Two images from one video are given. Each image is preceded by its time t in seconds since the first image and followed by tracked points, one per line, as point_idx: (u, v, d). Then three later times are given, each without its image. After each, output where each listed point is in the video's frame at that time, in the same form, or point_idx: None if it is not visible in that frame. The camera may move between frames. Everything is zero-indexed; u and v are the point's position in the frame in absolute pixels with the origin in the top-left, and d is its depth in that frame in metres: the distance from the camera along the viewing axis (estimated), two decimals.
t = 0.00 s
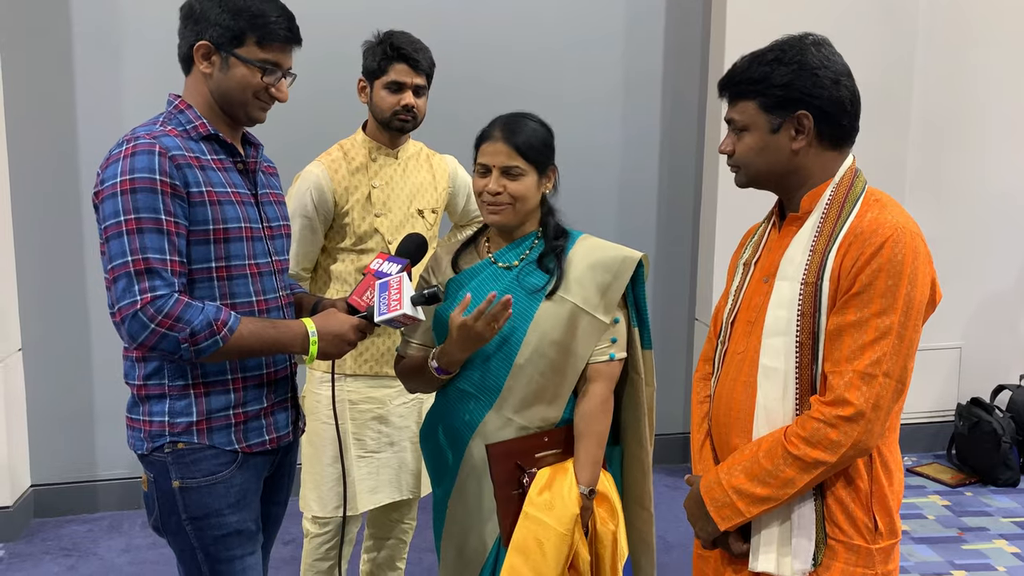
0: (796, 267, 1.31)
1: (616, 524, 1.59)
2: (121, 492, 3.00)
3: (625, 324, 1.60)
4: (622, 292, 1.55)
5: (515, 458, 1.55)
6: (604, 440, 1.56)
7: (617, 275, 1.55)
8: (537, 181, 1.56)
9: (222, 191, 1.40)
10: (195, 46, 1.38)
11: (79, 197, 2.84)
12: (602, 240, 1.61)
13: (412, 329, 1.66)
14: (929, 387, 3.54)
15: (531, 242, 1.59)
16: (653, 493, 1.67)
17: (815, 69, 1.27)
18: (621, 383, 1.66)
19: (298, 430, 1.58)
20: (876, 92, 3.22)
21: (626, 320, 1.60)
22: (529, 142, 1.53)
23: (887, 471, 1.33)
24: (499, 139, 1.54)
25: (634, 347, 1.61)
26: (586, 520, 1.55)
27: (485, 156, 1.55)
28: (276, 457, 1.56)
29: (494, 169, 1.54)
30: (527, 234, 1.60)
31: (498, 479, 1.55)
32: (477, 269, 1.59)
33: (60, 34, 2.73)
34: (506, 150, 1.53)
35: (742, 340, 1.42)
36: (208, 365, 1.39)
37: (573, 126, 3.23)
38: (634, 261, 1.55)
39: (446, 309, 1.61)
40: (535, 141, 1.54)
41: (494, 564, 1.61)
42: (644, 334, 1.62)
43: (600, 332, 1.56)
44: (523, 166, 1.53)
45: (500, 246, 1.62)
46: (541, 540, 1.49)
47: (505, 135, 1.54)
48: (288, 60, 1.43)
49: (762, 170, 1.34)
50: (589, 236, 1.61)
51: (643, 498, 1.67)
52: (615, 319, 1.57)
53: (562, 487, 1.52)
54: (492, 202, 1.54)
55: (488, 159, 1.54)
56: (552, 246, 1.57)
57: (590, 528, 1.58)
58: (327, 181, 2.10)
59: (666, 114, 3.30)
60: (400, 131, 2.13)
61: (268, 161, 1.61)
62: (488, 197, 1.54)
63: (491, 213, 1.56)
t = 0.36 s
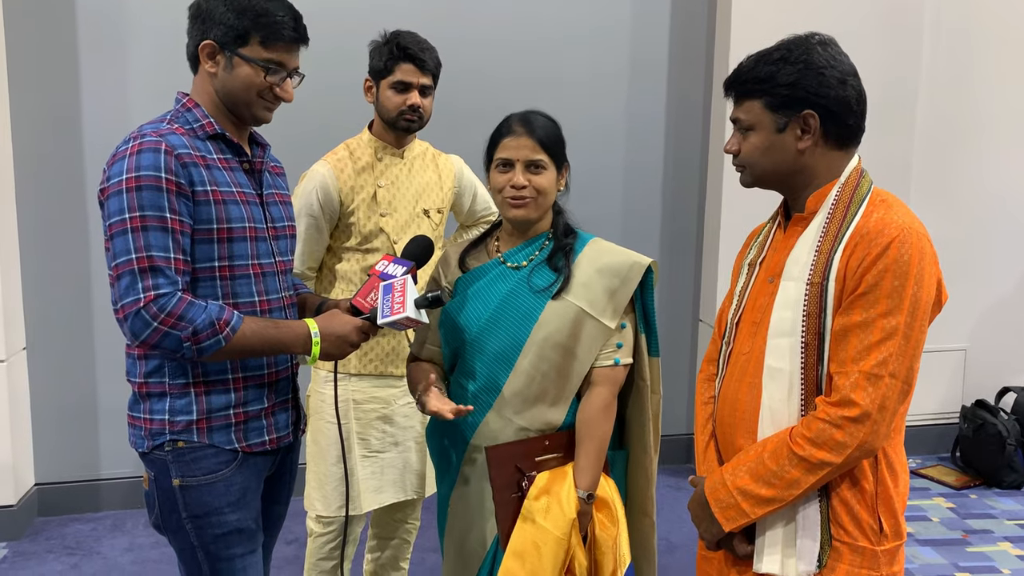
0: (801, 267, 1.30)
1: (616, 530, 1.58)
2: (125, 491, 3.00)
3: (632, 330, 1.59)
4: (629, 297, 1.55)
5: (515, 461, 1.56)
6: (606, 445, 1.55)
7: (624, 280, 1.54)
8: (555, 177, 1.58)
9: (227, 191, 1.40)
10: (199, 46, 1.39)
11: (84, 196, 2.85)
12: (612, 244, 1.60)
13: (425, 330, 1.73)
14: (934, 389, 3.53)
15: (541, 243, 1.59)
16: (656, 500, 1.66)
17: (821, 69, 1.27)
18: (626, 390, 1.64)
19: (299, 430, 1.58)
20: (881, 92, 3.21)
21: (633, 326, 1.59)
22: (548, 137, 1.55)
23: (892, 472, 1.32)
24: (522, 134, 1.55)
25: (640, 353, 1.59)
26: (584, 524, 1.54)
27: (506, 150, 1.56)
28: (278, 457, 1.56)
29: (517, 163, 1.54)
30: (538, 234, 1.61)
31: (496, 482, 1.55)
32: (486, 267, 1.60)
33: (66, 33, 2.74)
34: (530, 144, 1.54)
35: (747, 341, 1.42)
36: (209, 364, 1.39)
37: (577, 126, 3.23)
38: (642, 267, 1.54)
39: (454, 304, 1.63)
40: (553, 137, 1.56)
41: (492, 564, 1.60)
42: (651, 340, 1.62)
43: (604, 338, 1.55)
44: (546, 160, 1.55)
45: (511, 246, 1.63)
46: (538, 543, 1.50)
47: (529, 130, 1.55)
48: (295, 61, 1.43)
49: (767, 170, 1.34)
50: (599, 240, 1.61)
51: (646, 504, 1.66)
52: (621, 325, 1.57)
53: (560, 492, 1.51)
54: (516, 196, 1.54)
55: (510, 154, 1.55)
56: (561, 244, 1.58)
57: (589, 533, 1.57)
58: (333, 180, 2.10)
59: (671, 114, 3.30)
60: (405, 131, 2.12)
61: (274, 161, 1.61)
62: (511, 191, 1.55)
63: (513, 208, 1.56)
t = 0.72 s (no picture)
0: (805, 281, 1.31)
1: (622, 543, 1.56)
2: (127, 505, 3.00)
3: (638, 341, 1.59)
4: (634, 309, 1.55)
5: (520, 471, 1.54)
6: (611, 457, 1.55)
7: (630, 293, 1.54)
8: (564, 191, 1.59)
9: (230, 205, 1.41)
10: (194, 61, 1.41)
11: (88, 211, 2.86)
12: (618, 257, 1.61)
13: (432, 343, 1.73)
14: (937, 400, 3.52)
15: (548, 255, 1.60)
16: (665, 518, 1.65)
17: (824, 84, 1.28)
18: (634, 401, 1.65)
19: (302, 445, 1.59)
20: (882, 105, 3.22)
21: (639, 337, 1.59)
22: (556, 150, 1.57)
23: (896, 485, 1.32)
24: (530, 148, 1.56)
25: (647, 366, 1.60)
26: (588, 536, 1.54)
27: (515, 164, 1.57)
28: (281, 471, 1.56)
29: (525, 177, 1.55)
30: (546, 246, 1.61)
31: (499, 492, 1.54)
32: (493, 281, 1.61)
33: (73, 47, 2.76)
34: (540, 159, 1.55)
35: (750, 354, 1.42)
36: (213, 378, 1.39)
37: (579, 139, 3.25)
38: (647, 280, 1.54)
39: (459, 317, 1.64)
40: (561, 152, 1.58)
41: None
42: (658, 352, 1.61)
43: (609, 350, 1.55)
44: (554, 175, 1.56)
45: (517, 259, 1.63)
46: (541, 555, 1.48)
47: (538, 144, 1.57)
48: (287, 64, 1.44)
49: (770, 184, 1.35)
50: (605, 253, 1.61)
51: (653, 522, 1.65)
52: (626, 336, 1.57)
53: (565, 503, 1.51)
54: (524, 210, 1.56)
55: (519, 168, 1.56)
56: (567, 256, 1.59)
57: (593, 546, 1.57)
58: (337, 194, 2.11)
59: (673, 127, 3.32)
60: (410, 145, 2.14)
61: (278, 175, 1.62)
62: (519, 205, 1.56)
63: (521, 222, 1.57)
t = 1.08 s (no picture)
0: (805, 298, 1.31)
1: (626, 565, 1.55)
2: (126, 527, 2.98)
3: (642, 362, 1.60)
4: (638, 327, 1.55)
5: (523, 491, 1.53)
6: (617, 478, 1.53)
7: (633, 313, 1.55)
8: (561, 213, 1.58)
9: (229, 225, 1.41)
10: (192, 82, 1.42)
11: (89, 232, 2.87)
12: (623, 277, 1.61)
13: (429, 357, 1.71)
14: (938, 417, 3.52)
15: (551, 274, 1.60)
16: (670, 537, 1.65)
17: (823, 102, 1.29)
18: (638, 421, 1.65)
19: (301, 465, 1.58)
20: (878, 123, 3.25)
21: (643, 358, 1.60)
22: (556, 170, 1.56)
23: (899, 503, 1.32)
24: (528, 166, 1.57)
25: (651, 387, 1.60)
26: (592, 557, 1.53)
27: (513, 181, 1.58)
28: (279, 492, 1.55)
29: (518, 195, 1.56)
30: (547, 265, 1.61)
31: (504, 511, 1.53)
32: (495, 296, 1.61)
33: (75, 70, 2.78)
34: (532, 177, 1.56)
35: (751, 372, 1.42)
36: (211, 399, 1.39)
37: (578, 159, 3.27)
38: (652, 299, 1.55)
39: (460, 333, 1.64)
40: (564, 172, 1.57)
41: None
42: (663, 373, 1.61)
43: (613, 370, 1.55)
44: (548, 195, 1.55)
45: (520, 276, 1.64)
46: None
47: (535, 162, 1.57)
48: (286, 84, 1.45)
49: (770, 202, 1.36)
50: (609, 272, 1.62)
51: (657, 543, 1.64)
52: (630, 357, 1.58)
53: (569, 524, 1.50)
54: (515, 227, 1.56)
55: (514, 185, 1.57)
56: (571, 279, 1.58)
57: (596, 568, 1.56)
58: (336, 214, 2.12)
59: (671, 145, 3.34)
60: (409, 165, 2.15)
61: (277, 195, 1.63)
62: (511, 222, 1.57)
63: (512, 238, 1.57)
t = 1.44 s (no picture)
0: (803, 314, 1.32)
1: None
2: (123, 550, 2.96)
3: (643, 387, 1.60)
4: (640, 353, 1.55)
5: (518, 509, 1.53)
6: (611, 503, 1.53)
7: (634, 337, 1.55)
8: (567, 233, 1.59)
9: (227, 245, 1.42)
10: (196, 105, 1.42)
11: (86, 254, 2.87)
12: (628, 300, 1.61)
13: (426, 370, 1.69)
14: (936, 433, 3.52)
15: (553, 295, 1.61)
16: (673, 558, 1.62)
17: (819, 120, 1.31)
18: (639, 443, 1.65)
19: (300, 485, 1.57)
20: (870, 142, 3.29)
21: (645, 383, 1.61)
22: (561, 192, 1.57)
23: (899, 519, 1.32)
24: (533, 188, 1.58)
25: (653, 411, 1.60)
26: None
27: (518, 203, 1.59)
28: (278, 513, 1.54)
29: (526, 217, 1.57)
30: (550, 285, 1.62)
31: (499, 527, 1.53)
32: (497, 315, 1.61)
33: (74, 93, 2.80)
34: (540, 200, 1.56)
35: (750, 389, 1.43)
36: (210, 419, 1.38)
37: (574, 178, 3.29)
38: (654, 325, 1.55)
39: (460, 351, 1.64)
40: (567, 191, 1.58)
41: None
42: (664, 396, 1.62)
43: (614, 397, 1.56)
44: (556, 217, 1.56)
45: (523, 295, 1.65)
46: None
47: (541, 184, 1.58)
48: (288, 106, 1.47)
49: (768, 220, 1.37)
50: (612, 294, 1.62)
51: (662, 559, 1.62)
52: (632, 382, 1.59)
53: (562, 545, 1.49)
54: (524, 249, 1.57)
55: (521, 208, 1.58)
56: (572, 301, 1.58)
57: None
58: (332, 235, 2.12)
59: (665, 164, 3.36)
60: (405, 185, 2.16)
61: (274, 215, 1.64)
62: (519, 244, 1.58)
63: (521, 261, 1.58)
